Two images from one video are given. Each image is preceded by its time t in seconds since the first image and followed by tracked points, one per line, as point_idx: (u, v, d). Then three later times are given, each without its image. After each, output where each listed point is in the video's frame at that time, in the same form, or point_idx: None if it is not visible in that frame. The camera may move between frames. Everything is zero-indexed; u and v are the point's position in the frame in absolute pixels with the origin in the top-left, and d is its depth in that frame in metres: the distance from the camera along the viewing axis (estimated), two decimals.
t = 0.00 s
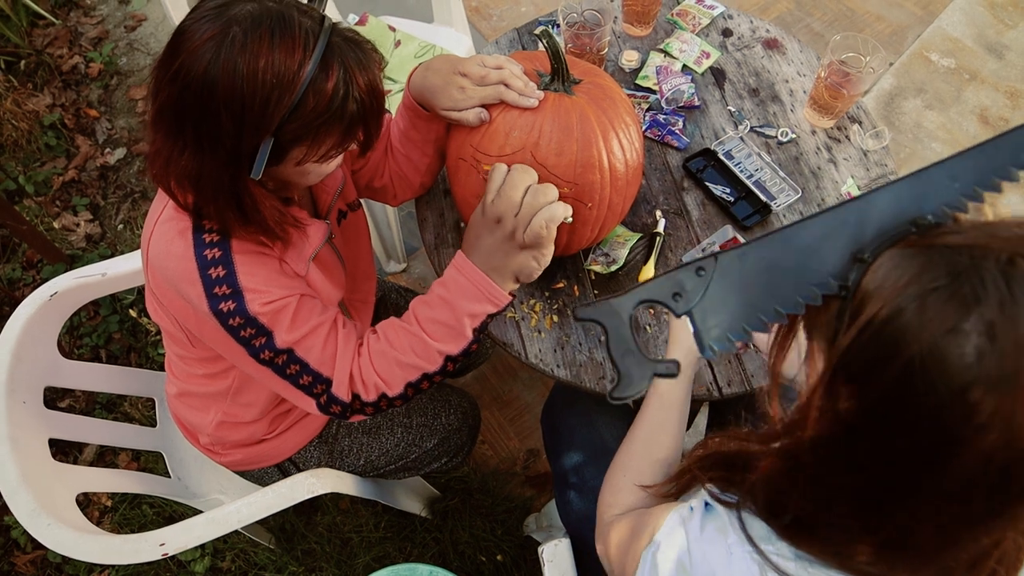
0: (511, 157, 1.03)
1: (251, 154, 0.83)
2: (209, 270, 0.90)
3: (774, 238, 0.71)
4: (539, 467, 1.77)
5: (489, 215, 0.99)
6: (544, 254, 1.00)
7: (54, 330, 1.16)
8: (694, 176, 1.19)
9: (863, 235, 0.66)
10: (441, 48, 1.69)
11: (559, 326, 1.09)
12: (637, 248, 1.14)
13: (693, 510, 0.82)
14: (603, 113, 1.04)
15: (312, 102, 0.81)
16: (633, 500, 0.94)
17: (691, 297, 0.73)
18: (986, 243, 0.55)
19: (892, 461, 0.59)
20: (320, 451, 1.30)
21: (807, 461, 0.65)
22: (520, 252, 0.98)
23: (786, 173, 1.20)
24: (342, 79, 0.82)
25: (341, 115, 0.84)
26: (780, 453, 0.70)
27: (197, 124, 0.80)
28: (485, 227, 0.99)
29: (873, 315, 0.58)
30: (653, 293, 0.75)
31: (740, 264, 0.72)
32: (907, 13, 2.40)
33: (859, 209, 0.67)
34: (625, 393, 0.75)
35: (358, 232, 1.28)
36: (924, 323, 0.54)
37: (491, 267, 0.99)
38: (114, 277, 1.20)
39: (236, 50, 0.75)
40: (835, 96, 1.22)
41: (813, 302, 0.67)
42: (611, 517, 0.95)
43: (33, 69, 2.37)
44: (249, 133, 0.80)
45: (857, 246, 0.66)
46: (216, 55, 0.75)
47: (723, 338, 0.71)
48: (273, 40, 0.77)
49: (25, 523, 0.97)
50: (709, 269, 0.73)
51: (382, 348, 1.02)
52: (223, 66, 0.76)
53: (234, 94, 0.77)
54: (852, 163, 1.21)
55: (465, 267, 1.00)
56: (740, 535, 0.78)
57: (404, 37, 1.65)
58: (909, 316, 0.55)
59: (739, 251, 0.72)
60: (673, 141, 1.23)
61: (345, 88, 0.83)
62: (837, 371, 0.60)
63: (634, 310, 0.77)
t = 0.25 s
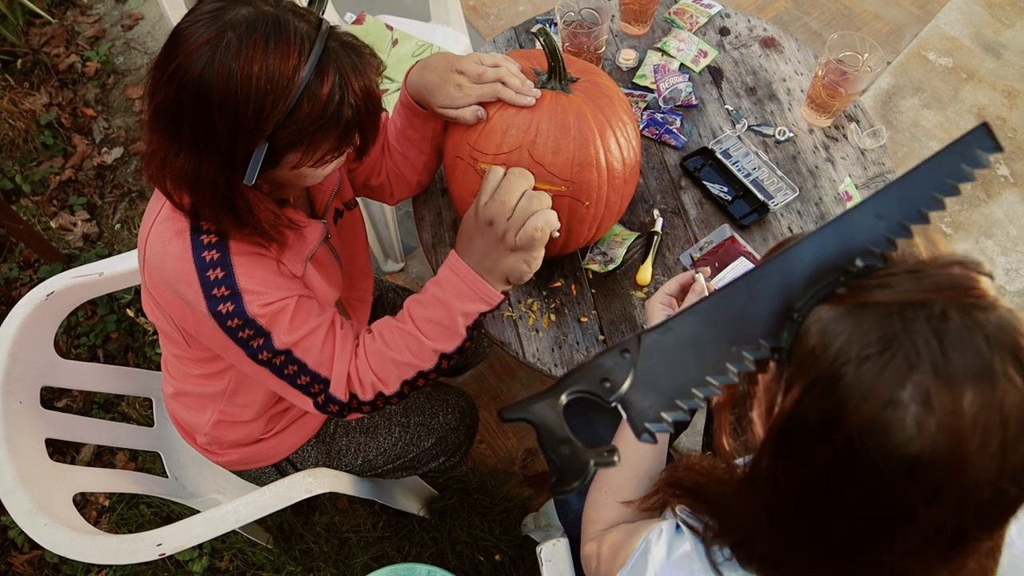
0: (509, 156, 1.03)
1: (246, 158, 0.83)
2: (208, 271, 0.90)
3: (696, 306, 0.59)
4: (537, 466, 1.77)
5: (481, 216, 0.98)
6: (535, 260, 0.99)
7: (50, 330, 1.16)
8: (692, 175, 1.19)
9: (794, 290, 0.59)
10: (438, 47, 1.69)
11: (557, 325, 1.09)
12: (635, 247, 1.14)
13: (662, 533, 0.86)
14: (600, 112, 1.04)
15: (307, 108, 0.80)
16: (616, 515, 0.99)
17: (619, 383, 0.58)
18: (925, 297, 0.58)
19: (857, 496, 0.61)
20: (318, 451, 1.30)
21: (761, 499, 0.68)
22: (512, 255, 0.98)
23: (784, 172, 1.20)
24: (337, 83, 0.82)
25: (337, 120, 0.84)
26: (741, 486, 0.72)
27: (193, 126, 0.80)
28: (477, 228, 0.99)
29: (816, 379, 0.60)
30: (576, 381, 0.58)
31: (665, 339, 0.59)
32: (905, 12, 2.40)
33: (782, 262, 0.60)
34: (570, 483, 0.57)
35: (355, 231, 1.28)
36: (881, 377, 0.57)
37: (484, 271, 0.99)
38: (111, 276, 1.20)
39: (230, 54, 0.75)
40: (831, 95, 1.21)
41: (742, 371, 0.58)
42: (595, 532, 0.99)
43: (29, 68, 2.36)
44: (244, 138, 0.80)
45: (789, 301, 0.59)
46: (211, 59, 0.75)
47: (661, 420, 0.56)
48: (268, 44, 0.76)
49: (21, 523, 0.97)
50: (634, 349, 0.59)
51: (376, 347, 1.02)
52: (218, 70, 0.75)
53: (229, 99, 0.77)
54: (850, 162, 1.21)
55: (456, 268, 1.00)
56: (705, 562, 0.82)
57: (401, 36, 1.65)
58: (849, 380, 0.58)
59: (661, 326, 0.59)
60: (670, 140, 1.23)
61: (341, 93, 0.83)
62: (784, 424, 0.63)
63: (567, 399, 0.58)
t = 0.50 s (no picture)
0: (505, 157, 1.03)
1: (240, 176, 0.83)
2: (205, 276, 0.90)
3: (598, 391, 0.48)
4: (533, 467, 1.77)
5: (476, 237, 0.98)
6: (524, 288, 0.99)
7: (45, 328, 1.15)
8: (688, 176, 1.19)
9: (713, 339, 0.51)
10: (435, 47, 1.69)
11: (553, 325, 1.09)
12: (632, 248, 1.15)
13: (627, 558, 0.89)
14: (598, 112, 1.04)
15: (301, 124, 0.81)
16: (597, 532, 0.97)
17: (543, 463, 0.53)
18: (838, 362, 0.55)
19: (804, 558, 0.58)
20: (314, 450, 1.29)
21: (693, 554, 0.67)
22: (503, 280, 0.98)
23: (780, 174, 1.20)
24: (333, 99, 0.82)
25: (334, 136, 0.84)
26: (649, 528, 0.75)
27: (190, 139, 0.81)
28: (472, 249, 0.98)
29: (729, 451, 0.58)
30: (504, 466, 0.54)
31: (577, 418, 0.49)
32: (900, 15, 2.41)
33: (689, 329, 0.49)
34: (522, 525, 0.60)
35: (352, 230, 1.28)
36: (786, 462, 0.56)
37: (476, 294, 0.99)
38: (107, 275, 1.19)
39: (224, 70, 0.76)
40: (828, 97, 1.22)
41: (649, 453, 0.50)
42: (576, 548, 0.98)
43: (25, 66, 2.35)
44: (239, 152, 0.81)
45: (707, 351, 0.51)
46: (205, 74, 0.76)
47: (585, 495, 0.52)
48: (262, 62, 0.76)
49: (16, 522, 0.97)
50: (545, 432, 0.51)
51: (364, 357, 1.01)
52: (212, 86, 0.76)
53: (224, 116, 0.78)
54: (845, 164, 1.21)
55: (444, 284, 1.00)
56: None
57: (398, 36, 1.65)
58: (763, 455, 0.57)
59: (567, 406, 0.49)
60: (667, 141, 1.23)
61: (335, 110, 0.82)
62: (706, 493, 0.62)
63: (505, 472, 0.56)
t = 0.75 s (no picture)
0: (509, 156, 1.03)
1: (264, 206, 0.85)
2: (212, 282, 0.90)
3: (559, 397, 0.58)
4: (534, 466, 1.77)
5: (461, 226, 0.99)
6: (506, 280, 0.99)
7: (48, 326, 1.15)
8: (691, 175, 1.19)
9: (659, 365, 0.56)
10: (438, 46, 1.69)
11: (556, 324, 1.09)
12: (634, 247, 1.15)
13: None
14: (602, 112, 1.04)
15: (323, 151, 0.82)
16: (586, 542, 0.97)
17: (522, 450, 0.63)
18: (776, 391, 0.56)
19: None
20: (315, 449, 1.29)
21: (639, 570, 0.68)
22: (484, 271, 0.98)
23: (783, 173, 1.20)
24: (353, 127, 0.83)
25: (355, 161, 0.86)
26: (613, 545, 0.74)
27: (212, 173, 0.81)
28: (457, 240, 0.99)
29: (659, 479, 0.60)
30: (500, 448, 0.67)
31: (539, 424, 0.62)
32: (902, 16, 2.41)
33: (629, 353, 0.56)
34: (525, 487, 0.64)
35: (354, 229, 1.27)
36: (713, 489, 0.57)
37: (461, 284, 0.99)
38: (110, 273, 1.19)
39: (246, 105, 0.76)
40: (831, 97, 1.22)
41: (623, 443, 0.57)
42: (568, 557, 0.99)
43: (27, 65, 2.35)
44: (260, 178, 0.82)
45: (653, 376, 0.56)
46: (227, 108, 0.76)
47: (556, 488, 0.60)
48: (283, 98, 0.77)
49: (19, 520, 0.97)
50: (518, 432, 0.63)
51: (362, 358, 1.01)
52: (234, 118, 0.76)
53: (247, 152, 0.79)
54: (848, 164, 1.21)
55: (435, 280, 1.01)
56: None
57: (401, 35, 1.65)
58: (694, 480, 0.58)
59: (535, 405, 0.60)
60: (670, 140, 1.23)
61: (355, 136, 0.84)
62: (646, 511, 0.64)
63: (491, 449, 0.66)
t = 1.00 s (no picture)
0: (512, 156, 1.03)
1: (271, 215, 0.85)
2: (217, 282, 0.90)
3: (549, 381, 0.60)
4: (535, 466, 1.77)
5: (461, 216, 1.00)
6: (504, 271, 0.98)
7: (49, 324, 1.15)
8: (694, 176, 1.19)
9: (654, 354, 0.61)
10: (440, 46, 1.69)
11: (558, 324, 1.09)
12: (637, 248, 1.15)
13: None
14: (605, 112, 1.04)
15: (333, 162, 0.82)
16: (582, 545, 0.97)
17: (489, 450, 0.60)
18: (760, 385, 0.56)
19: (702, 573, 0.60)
20: (317, 449, 1.29)
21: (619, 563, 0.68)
22: (481, 259, 0.97)
23: (786, 174, 1.20)
24: (364, 137, 0.83)
25: (363, 171, 0.86)
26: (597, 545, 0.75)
27: (219, 180, 0.81)
28: (457, 230, 1.00)
29: (647, 462, 0.60)
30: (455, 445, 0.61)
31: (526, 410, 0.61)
32: (904, 17, 2.41)
33: (630, 336, 0.62)
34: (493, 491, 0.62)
35: (357, 229, 1.27)
36: (688, 478, 0.57)
37: (460, 275, 0.99)
38: (112, 272, 1.19)
39: (257, 116, 0.76)
40: (834, 98, 1.22)
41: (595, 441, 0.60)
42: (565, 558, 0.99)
43: (28, 63, 2.35)
44: (272, 188, 0.82)
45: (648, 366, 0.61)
46: (239, 119, 0.76)
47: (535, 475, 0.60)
48: (295, 109, 0.77)
49: (19, 518, 0.97)
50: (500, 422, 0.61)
51: (366, 355, 1.01)
52: (246, 129, 0.76)
53: (257, 160, 0.78)
54: (851, 165, 1.21)
55: (436, 272, 1.00)
56: None
57: (402, 35, 1.65)
58: (671, 466, 0.58)
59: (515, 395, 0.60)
60: (672, 141, 1.23)
61: (366, 146, 0.84)
62: (628, 502, 0.64)
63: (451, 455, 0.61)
